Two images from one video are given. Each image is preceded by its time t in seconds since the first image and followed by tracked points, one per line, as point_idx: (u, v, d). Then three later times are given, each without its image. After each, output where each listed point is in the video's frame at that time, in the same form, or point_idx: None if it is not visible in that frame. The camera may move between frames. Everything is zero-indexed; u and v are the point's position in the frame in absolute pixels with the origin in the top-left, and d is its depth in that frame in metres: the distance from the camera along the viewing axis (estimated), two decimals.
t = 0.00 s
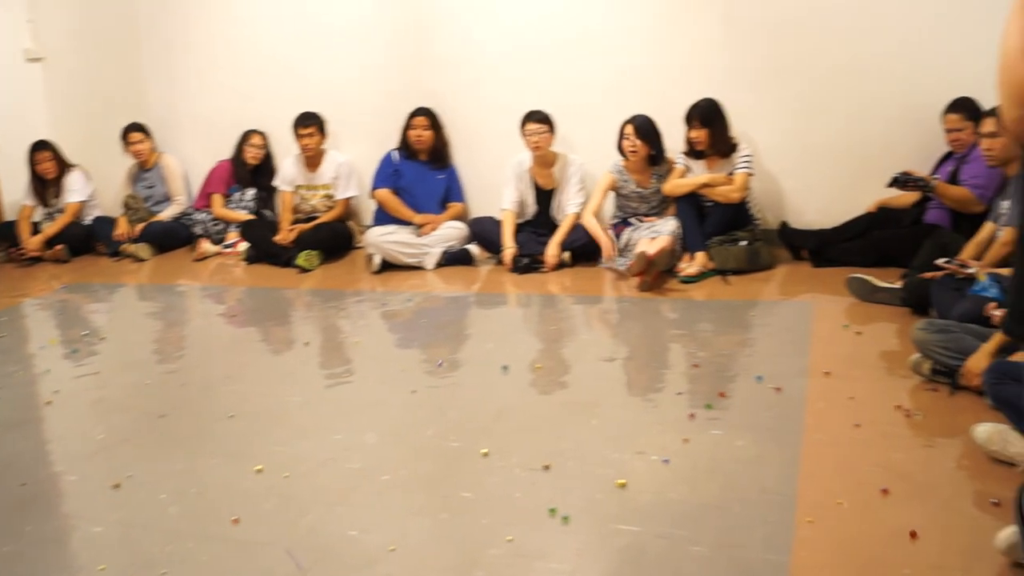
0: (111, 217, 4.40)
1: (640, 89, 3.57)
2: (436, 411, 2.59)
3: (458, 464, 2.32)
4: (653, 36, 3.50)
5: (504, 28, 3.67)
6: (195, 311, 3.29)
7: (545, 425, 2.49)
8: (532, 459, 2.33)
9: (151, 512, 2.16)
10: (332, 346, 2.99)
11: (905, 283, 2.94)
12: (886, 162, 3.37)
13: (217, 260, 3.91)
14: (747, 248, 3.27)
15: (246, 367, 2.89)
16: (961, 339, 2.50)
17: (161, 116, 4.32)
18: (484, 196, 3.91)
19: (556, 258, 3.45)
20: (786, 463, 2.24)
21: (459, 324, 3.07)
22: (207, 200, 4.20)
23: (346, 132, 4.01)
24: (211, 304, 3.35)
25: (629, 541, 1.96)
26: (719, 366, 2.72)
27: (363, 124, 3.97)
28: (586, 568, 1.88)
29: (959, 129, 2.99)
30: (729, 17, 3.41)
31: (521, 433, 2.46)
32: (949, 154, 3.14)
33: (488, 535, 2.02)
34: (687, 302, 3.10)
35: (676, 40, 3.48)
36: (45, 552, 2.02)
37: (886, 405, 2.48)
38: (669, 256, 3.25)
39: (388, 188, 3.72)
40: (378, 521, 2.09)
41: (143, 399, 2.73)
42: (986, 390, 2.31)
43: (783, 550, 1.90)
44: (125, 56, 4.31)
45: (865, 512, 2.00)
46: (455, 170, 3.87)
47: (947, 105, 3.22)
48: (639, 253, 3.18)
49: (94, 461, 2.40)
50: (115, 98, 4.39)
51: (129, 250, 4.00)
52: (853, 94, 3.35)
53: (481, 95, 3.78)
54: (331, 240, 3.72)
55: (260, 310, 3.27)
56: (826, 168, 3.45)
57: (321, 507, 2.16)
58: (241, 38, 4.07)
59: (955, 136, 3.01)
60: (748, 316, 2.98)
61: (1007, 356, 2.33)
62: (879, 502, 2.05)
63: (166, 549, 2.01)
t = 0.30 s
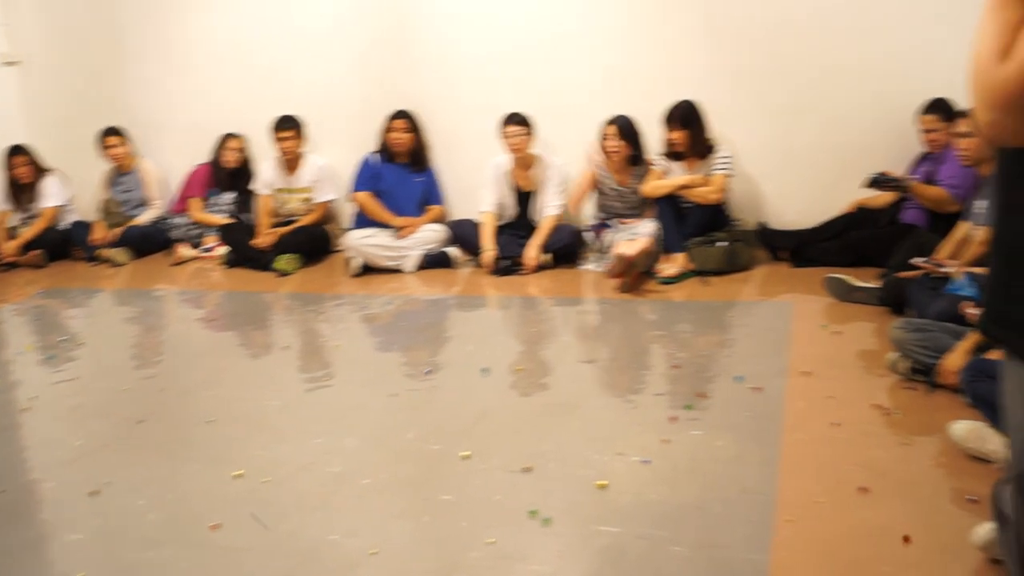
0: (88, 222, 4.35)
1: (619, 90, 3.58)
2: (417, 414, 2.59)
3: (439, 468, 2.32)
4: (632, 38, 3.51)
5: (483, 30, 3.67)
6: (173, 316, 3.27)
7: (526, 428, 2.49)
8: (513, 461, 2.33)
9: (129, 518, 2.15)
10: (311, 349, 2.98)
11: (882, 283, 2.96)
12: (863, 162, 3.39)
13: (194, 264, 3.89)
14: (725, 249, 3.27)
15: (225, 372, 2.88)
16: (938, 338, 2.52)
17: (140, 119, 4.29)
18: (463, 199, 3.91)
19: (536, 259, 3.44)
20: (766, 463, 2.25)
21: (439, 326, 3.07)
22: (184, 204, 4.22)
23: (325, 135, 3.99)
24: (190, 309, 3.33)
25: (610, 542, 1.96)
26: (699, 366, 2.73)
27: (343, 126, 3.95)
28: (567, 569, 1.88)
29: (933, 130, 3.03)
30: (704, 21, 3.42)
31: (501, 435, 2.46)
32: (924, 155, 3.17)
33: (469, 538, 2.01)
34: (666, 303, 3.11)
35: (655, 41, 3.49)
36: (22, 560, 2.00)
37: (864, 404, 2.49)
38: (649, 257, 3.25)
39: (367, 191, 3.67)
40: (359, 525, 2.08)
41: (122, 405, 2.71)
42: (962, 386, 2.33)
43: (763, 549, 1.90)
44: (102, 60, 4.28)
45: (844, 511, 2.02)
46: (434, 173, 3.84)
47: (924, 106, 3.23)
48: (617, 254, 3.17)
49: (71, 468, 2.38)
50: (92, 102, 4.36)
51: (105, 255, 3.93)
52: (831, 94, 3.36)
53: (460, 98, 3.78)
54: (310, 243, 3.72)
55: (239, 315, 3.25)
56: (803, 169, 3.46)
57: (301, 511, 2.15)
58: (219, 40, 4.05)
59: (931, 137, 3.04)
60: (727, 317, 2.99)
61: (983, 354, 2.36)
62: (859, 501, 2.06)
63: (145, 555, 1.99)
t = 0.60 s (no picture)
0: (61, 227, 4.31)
1: (594, 93, 3.59)
2: (395, 418, 2.58)
3: (417, 471, 2.31)
4: (607, 41, 3.53)
5: (459, 34, 3.68)
6: (147, 322, 3.24)
7: (504, 430, 2.48)
8: (492, 464, 2.33)
9: (105, 526, 2.12)
10: (288, 354, 2.96)
11: (857, 282, 2.98)
12: (838, 163, 3.41)
13: (169, 269, 3.86)
14: (701, 250, 3.28)
15: (202, 377, 2.85)
16: (912, 336, 2.54)
17: (113, 123, 4.25)
18: (440, 202, 3.90)
19: (513, 261, 3.45)
20: (744, 463, 2.26)
21: (416, 330, 3.06)
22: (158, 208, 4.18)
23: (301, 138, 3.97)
24: (164, 314, 3.30)
25: (589, 543, 1.97)
26: (676, 367, 2.74)
27: (318, 129, 3.94)
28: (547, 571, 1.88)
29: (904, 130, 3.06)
30: (680, 25, 3.44)
31: (479, 438, 2.45)
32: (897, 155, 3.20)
33: (449, 542, 2.01)
34: (643, 305, 3.12)
35: (630, 44, 3.50)
36: None
37: (840, 403, 2.51)
38: (625, 259, 3.25)
39: (343, 195, 3.67)
40: (338, 529, 2.07)
41: (97, 412, 2.68)
42: (935, 383, 2.36)
43: (742, 548, 1.91)
44: (75, 63, 4.24)
45: (820, 509, 2.03)
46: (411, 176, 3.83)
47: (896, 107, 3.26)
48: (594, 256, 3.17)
49: (45, 476, 2.36)
50: (65, 106, 4.31)
51: (78, 261, 3.91)
52: (806, 95, 3.38)
53: (436, 102, 3.78)
54: (286, 247, 3.70)
55: (215, 320, 3.23)
56: (778, 170, 3.48)
57: (279, 517, 2.14)
58: (194, 43, 4.02)
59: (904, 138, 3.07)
60: (704, 318, 3.00)
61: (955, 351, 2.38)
62: (836, 499, 2.07)
63: (121, 563, 1.97)
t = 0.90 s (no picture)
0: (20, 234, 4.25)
1: (558, 95, 3.59)
2: (361, 423, 2.56)
3: (382, 476, 2.30)
4: (569, 43, 3.52)
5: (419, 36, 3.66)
6: (109, 329, 3.21)
7: (469, 433, 2.48)
8: (458, 467, 2.32)
9: (67, 536, 2.10)
10: (252, 360, 2.94)
11: (818, 282, 2.99)
12: (800, 163, 3.43)
13: (131, 275, 3.82)
14: (664, 251, 3.29)
15: (164, 384, 2.83)
16: (872, 335, 2.57)
17: (74, 127, 4.19)
18: (404, 205, 3.89)
19: (478, 265, 3.43)
20: (708, 463, 2.27)
21: (381, 333, 3.05)
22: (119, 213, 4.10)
23: (263, 143, 3.94)
24: (126, 321, 3.27)
25: (554, 546, 1.96)
26: (641, 369, 2.75)
27: (280, 133, 3.91)
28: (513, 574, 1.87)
29: (861, 131, 3.08)
30: (643, 27, 3.44)
31: (443, 442, 2.45)
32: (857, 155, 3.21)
33: (414, 546, 2.00)
34: (608, 306, 3.12)
35: (594, 44, 3.50)
36: None
37: (803, 402, 2.53)
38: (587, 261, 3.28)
39: (307, 199, 3.67)
40: (304, 535, 2.06)
41: (59, 421, 2.65)
42: (896, 382, 2.38)
43: (707, 548, 1.92)
44: (34, 66, 4.17)
45: (784, 509, 2.04)
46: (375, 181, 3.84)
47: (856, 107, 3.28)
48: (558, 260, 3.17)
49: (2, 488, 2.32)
50: (24, 110, 4.24)
51: (38, 267, 3.84)
52: (768, 96, 3.40)
53: (402, 105, 3.76)
54: (249, 252, 3.67)
55: (177, 327, 3.20)
56: (741, 171, 3.50)
57: (243, 524, 2.12)
58: (155, 45, 3.97)
59: (863, 139, 3.08)
60: (668, 319, 3.01)
61: (917, 351, 2.41)
62: (799, 497, 2.09)
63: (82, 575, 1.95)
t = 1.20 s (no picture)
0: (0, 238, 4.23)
1: (539, 98, 3.58)
2: (341, 428, 2.55)
3: (363, 481, 2.29)
4: (550, 45, 3.52)
5: (398, 38, 3.66)
6: (89, 333, 3.20)
7: (448, 438, 2.47)
8: (439, 471, 2.31)
9: (46, 542, 2.08)
10: (232, 364, 2.93)
11: (797, 286, 2.99)
12: (781, 166, 3.43)
13: (111, 280, 3.82)
14: (645, 255, 3.29)
15: (144, 390, 2.81)
16: (851, 338, 2.57)
17: (55, 128, 4.15)
18: (384, 210, 3.88)
19: (457, 270, 3.43)
20: (689, 467, 2.26)
21: (361, 338, 3.05)
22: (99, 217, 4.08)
23: (244, 146, 3.92)
24: (106, 325, 3.26)
25: (535, 550, 1.95)
26: (621, 372, 2.74)
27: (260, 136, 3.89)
28: None
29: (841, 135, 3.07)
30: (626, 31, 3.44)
31: (424, 446, 2.43)
32: (835, 160, 3.23)
33: (395, 551, 1.98)
34: (588, 310, 3.12)
35: (574, 46, 3.49)
36: None
37: (783, 406, 2.53)
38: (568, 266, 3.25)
39: (286, 203, 3.70)
40: (283, 541, 2.05)
41: (38, 426, 2.63)
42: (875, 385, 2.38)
43: (688, 552, 1.91)
44: (14, 69, 4.14)
45: (765, 513, 2.04)
46: (356, 185, 3.85)
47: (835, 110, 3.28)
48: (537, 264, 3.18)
49: None
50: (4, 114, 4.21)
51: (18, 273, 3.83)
52: (748, 99, 3.40)
53: (380, 111, 3.75)
54: (228, 256, 3.66)
55: (157, 332, 3.18)
56: (722, 176, 3.50)
57: (221, 529, 2.11)
58: (136, 46, 3.95)
59: (841, 142, 3.09)
60: (649, 322, 3.01)
61: (895, 354, 2.41)
62: (779, 502, 2.08)
63: None
